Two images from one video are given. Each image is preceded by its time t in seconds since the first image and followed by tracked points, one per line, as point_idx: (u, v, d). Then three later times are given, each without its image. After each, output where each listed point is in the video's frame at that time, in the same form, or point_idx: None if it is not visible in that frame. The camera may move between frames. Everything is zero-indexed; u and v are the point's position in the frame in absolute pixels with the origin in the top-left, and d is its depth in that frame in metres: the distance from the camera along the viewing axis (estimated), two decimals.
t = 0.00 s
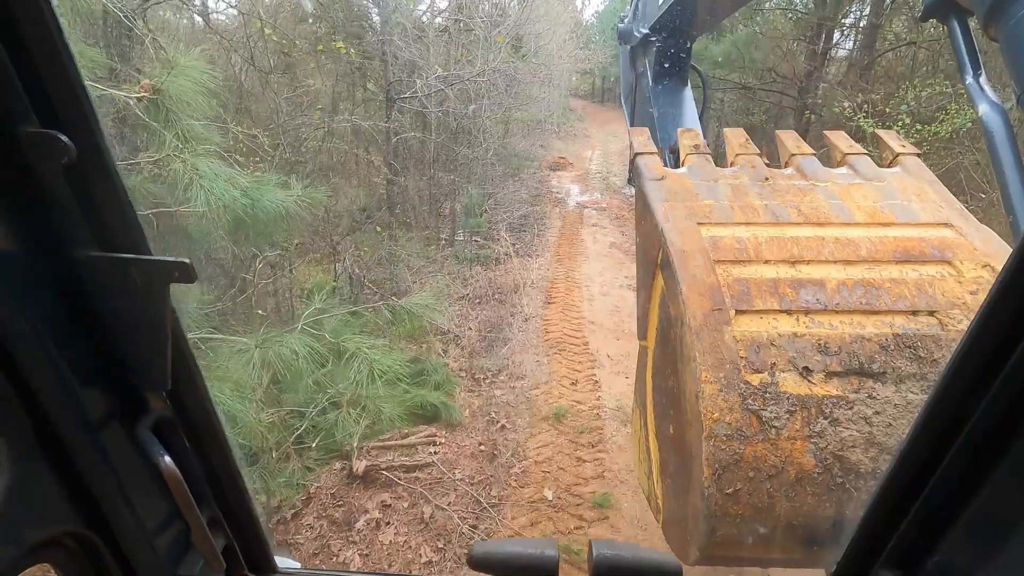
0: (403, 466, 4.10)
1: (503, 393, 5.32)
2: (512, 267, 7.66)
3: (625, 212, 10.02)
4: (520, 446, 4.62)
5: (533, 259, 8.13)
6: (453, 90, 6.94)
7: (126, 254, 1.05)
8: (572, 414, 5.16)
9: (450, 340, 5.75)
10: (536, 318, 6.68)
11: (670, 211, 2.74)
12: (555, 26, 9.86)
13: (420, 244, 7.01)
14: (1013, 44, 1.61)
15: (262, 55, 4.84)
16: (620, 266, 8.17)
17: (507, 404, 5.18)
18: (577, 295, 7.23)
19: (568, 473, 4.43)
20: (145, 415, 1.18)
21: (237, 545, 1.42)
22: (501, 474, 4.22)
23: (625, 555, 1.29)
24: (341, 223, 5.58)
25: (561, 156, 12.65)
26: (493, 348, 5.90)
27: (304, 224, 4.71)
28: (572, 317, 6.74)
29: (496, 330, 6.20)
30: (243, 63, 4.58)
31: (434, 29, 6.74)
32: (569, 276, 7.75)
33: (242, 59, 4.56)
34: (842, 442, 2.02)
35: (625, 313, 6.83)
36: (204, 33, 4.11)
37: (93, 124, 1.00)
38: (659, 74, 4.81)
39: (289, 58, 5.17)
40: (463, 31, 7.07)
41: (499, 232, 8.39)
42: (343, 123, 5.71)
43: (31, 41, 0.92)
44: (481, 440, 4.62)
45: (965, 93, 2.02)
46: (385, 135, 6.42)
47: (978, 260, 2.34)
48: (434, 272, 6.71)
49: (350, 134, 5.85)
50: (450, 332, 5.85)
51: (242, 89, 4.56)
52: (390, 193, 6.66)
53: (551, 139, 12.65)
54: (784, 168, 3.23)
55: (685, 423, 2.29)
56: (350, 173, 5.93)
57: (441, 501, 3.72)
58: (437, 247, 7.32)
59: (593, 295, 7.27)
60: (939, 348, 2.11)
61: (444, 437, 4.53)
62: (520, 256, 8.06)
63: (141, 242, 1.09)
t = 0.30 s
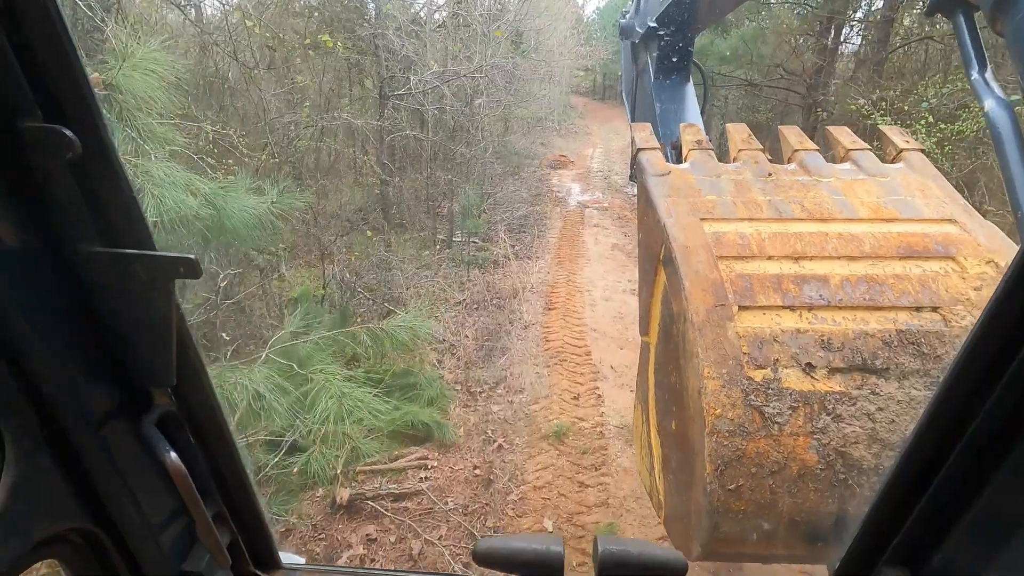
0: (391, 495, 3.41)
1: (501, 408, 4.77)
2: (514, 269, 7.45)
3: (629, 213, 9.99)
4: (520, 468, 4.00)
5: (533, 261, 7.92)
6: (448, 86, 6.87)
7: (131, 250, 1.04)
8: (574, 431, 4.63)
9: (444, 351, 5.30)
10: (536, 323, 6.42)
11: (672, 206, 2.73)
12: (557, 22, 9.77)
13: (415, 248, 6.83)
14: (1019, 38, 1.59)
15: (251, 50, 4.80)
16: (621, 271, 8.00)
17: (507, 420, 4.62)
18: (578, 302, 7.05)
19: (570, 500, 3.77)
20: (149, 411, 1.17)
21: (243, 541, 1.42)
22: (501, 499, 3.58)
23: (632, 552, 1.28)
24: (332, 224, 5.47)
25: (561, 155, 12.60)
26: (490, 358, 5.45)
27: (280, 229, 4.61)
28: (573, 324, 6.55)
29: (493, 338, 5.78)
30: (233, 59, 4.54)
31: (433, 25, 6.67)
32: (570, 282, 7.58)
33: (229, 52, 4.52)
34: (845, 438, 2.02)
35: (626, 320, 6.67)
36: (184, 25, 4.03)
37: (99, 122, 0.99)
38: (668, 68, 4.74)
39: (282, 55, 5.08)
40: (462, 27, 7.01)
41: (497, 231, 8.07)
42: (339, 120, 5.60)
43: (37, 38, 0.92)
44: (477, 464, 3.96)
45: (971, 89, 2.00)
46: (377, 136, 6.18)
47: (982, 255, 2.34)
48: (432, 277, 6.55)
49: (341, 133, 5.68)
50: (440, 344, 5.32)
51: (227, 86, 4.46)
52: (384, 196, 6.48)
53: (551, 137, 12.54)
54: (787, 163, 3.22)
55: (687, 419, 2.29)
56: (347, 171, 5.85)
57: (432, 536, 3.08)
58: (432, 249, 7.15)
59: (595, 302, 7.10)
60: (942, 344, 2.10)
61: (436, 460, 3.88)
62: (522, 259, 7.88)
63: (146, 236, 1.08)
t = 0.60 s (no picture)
0: (373, 531, 3.21)
1: (496, 427, 4.48)
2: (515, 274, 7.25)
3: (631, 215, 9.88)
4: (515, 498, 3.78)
5: (534, 264, 7.67)
6: (442, 83, 6.80)
7: (128, 252, 1.05)
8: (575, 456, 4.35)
9: (437, 363, 5.06)
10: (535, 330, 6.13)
11: (671, 207, 2.73)
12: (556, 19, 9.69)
13: (405, 255, 6.70)
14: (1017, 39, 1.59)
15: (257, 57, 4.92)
16: (624, 275, 7.72)
17: (501, 440, 4.36)
18: (579, 307, 6.79)
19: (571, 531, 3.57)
20: (147, 411, 1.17)
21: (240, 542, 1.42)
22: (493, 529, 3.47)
23: (627, 554, 1.29)
24: (321, 224, 5.45)
25: (561, 154, 12.57)
26: (486, 370, 5.10)
27: (260, 235, 4.58)
28: (574, 332, 6.25)
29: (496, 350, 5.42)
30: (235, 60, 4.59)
31: (429, 22, 6.62)
32: (570, 285, 7.32)
33: (228, 53, 4.59)
34: (842, 439, 2.02)
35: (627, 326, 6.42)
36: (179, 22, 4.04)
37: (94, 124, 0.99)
38: (660, 72, 4.79)
39: (272, 53, 5.08)
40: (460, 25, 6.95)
41: (491, 237, 7.67)
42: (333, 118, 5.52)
43: (32, 41, 0.92)
44: (468, 493, 3.72)
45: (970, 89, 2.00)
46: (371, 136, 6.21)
47: (980, 256, 2.34)
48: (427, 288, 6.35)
49: (328, 132, 5.67)
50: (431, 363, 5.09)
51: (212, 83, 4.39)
52: (375, 194, 6.48)
53: (551, 134, 12.41)
54: (786, 164, 3.22)
55: (685, 420, 2.30)
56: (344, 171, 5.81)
57: None
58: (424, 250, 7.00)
59: (597, 309, 6.78)
60: (940, 345, 2.11)
61: (424, 488, 3.68)
62: (521, 261, 7.61)
63: (141, 239, 1.08)
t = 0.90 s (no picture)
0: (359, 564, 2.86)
1: (491, 448, 4.33)
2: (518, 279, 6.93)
3: (630, 214, 9.38)
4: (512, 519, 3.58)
5: (533, 268, 7.31)
6: (435, 79, 6.44)
7: (133, 242, 1.04)
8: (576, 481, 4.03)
9: (430, 375, 5.08)
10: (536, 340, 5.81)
11: (673, 201, 2.73)
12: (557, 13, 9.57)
13: (396, 264, 6.54)
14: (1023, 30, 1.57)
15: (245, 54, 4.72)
16: (626, 278, 7.22)
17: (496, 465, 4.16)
18: (579, 311, 6.40)
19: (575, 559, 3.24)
20: (151, 404, 1.16)
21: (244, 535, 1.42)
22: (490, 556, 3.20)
23: (633, 545, 1.28)
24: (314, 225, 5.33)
25: (561, 151, 12.49)
26: (479, 386, 5.00)
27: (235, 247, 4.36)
28: (574, 342, 5.81)
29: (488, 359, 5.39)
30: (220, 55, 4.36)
31: (422, 16, 6.34)
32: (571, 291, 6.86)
33: (205, 46, 4.25)
34: (846, 433, 2.02)
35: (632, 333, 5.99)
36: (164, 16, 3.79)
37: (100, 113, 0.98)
38: (671, 57, 4.73)
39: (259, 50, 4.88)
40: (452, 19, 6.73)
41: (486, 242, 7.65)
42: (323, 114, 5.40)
43: (38, 30, 0.91)
44: (461, 526, 3.52)
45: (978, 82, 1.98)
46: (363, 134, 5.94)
47: (983, 251, 2.33)
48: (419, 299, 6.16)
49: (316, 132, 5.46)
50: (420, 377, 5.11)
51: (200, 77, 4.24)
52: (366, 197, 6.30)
53: (551, 133, 12.60)
54: (789, 159, 3.21)
55: (688, 414, 2.29)
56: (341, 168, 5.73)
57: None
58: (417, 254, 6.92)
59: (599, 316, 6.32)
60: (944, 339, 2.10)
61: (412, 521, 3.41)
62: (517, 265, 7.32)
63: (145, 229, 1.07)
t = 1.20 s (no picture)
0: None
1: (484, 475, 4.12)
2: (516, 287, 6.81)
3: (631, 215, 9.38)
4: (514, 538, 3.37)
5: (531, 273, 7.17)
6: (428, 77, 6.36)
7: (129, 241, 1.04)
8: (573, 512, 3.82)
9: (420, 393, 4.99)
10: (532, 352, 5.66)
11: (674, 200, 2.72)
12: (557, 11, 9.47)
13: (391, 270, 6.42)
14: None
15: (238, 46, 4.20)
16: (627, 284, 7.16)
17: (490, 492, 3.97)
18: (578, 318, 6.27)
19: None
20: (148, 403, 1.16)
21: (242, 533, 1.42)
22: None
23: (632, 545, 1.28)
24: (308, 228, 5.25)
25: (560, 150, 12.45)
26: (473, 403, 4.85)
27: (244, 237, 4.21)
28: (573, 354, 5.66)
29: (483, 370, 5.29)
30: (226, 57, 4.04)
31: (417, 11, 6.17)
32: (570, 297, 6.72)
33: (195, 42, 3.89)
34: (846, 432, 2.02)
35: (633, 344, 5.84)
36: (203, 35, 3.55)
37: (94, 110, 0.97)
38: (669, 55, 4.73)
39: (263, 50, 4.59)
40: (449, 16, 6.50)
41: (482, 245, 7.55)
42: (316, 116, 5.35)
43: (32, 25, 0.90)
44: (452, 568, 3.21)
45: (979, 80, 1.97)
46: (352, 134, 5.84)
47: (986, 249, 2.32)
48: (411, 310, 6.04)
49: (308, 134, 5.27)
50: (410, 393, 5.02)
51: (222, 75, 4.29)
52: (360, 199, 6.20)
53: (551, 132, 12.57)
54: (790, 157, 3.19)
55: (688, 414, 2.29)
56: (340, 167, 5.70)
57: None
58: (413, 256, 6.86)
59: (599, 324, 6.18)
60: (945, 338, 2.10)
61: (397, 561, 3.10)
62: (516, 271, 7.15)
63: (142, 227, 1.07)
